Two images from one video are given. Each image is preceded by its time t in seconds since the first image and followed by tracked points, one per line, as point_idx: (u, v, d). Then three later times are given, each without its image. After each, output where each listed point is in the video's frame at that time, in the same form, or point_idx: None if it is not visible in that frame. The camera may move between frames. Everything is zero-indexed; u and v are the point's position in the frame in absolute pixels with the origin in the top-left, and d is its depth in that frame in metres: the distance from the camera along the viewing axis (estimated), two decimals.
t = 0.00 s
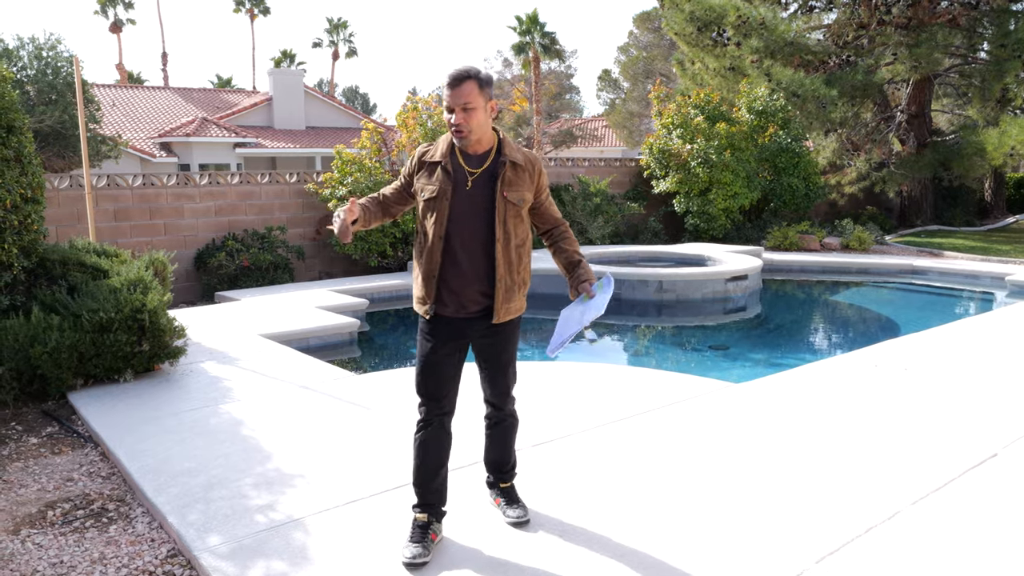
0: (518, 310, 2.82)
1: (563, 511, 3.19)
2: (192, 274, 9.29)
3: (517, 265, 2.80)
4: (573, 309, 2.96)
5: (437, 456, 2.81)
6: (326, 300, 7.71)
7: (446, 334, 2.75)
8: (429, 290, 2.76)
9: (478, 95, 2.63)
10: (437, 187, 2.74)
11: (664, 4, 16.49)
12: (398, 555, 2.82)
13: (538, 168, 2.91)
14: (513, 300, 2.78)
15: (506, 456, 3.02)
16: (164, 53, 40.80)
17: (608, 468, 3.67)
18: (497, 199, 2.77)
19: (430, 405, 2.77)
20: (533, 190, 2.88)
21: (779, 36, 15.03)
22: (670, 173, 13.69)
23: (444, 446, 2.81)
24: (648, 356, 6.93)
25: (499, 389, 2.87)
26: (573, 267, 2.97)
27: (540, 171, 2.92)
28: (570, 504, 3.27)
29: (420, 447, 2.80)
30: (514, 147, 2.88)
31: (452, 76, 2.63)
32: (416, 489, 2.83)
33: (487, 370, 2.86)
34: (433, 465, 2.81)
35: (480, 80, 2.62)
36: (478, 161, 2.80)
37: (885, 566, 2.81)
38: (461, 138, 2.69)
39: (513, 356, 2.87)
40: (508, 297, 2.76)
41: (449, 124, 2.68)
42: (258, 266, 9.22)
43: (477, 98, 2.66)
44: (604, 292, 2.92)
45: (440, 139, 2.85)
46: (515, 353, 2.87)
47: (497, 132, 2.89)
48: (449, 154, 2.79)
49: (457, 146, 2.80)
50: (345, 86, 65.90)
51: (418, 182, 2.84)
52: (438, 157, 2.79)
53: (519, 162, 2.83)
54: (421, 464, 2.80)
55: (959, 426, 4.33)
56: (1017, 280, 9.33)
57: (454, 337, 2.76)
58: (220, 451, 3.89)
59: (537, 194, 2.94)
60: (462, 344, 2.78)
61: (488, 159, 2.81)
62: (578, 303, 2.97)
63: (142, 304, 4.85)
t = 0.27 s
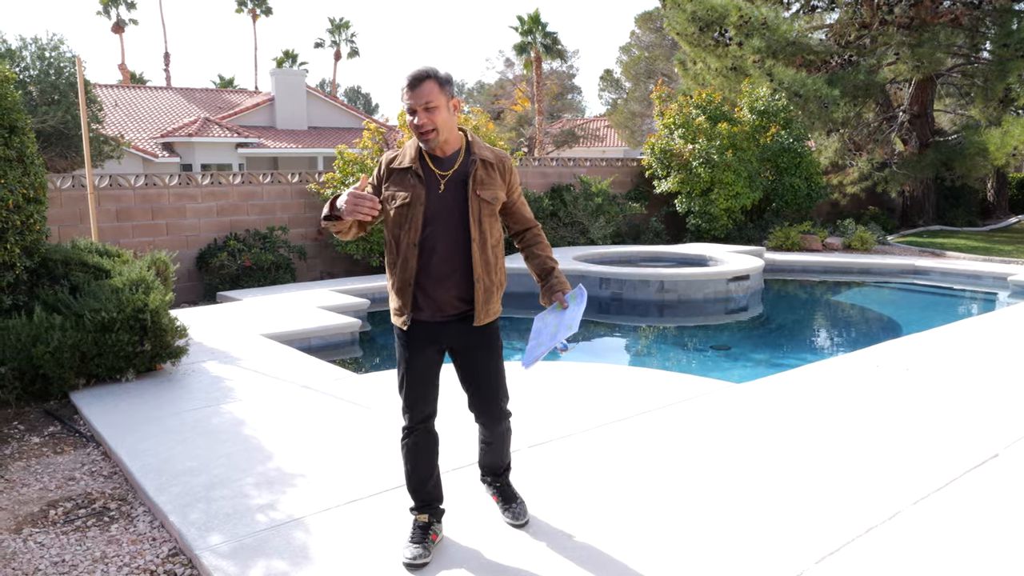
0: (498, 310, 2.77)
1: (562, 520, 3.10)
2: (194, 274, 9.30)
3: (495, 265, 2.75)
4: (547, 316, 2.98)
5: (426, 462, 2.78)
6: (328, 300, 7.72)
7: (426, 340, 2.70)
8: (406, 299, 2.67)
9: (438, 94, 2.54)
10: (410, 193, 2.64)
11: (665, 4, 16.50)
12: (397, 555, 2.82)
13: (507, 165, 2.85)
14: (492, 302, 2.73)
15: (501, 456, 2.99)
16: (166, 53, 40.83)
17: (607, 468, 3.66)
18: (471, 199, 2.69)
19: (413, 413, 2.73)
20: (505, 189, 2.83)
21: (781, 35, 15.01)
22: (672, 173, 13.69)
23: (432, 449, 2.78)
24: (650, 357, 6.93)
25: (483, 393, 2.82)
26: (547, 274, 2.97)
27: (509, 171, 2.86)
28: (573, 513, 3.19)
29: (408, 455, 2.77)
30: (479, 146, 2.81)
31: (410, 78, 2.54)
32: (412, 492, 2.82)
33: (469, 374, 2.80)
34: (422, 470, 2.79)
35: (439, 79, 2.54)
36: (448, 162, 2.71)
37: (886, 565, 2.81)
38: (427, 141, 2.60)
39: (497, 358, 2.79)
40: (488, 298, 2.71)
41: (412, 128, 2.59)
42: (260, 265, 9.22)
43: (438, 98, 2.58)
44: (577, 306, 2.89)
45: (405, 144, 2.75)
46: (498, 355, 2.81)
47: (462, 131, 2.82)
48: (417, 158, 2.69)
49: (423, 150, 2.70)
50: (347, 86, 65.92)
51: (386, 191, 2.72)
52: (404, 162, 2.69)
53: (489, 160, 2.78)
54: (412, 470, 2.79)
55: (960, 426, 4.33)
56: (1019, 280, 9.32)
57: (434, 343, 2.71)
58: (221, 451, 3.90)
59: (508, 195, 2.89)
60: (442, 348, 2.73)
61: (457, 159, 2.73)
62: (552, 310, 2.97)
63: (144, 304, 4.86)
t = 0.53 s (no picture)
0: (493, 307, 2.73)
1: (553, 531, 2.99)
2: (198, 273, 9.32)
3: (489, 262, 2.72)
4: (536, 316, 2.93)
5: (429, 462, 2.77)
6: (331, 299, 7.72)
7: (420, 342, 2.66)
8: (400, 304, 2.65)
9: (421, 93, 2.49)
10: (399, 198, 2.63)
11: (669, 4, 16.50)
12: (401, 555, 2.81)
13: (495, 162, 2.82)
14: (489, 300, 2.71)
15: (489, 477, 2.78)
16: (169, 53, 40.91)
17: (609, 467, 3.66)
18: (459, 199, 2.67)
19: (413, 415, 2.71)
20: (494, 185, 2.79)
21: (784, 35, 15.00)
22: (676, 173, 13.69)
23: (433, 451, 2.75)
24: (653, 356, 6.92)
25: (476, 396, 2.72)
26: (536, 272, 2.91)
27: (496, 166, 2.81)
28: (550, 532, 2.99)
29: (410, 455, 2.76)
30: (465, 143, 2.77)
31: (392, 79, 2.49)
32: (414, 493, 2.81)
33: (463, 375, 2.73)
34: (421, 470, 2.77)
35: (421, 77, 2.48)
36: (434, 163, 2.69)
37: (891, 564, 2.80)
38: (412, 143, 2.56)
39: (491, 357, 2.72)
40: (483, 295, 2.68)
41: (396, 130, 2.54)
42: (263, 265, 9.23)
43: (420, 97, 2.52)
44: (566, 306, 2.83)
45: (390, 147, 2.72)
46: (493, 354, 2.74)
47: (447, 130, 2.78)
48: (403, 161, 2.67)
49: (409, 151, 2.68)
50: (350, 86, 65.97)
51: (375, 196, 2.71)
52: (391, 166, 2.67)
53: (475, 156, 2.74)
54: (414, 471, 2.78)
55: (963, 426, 4.32)
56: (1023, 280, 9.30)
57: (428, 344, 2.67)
58: (225, 450, 3.90)
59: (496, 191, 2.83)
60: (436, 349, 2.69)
61: (443, 158, 2.70)
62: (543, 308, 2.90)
63: (147, 303, 4.87)
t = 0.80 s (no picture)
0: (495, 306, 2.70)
1: (556, 534, 2.97)
2: (201, 273, 9.33)
3: (489, 261, 2.70)
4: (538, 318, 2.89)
5: (436, 462, 2.77)
6: (335, 299, 7.73)
7: (420, 342, 2.66)
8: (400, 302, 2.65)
9: (425, 87, 2.49)
10: (399, 195, 2.64)
11: (672, 4, 16.50)
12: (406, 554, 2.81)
13: (498, 159, 2.81)
14: (490, 300, 2.68)
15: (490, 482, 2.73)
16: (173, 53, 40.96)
17: (615, 467, 3.65)
18: (459, 196, 2.66)
19: (417, 415, 2.71)
20: (496, 183, 2.78)
21: (788, 35, 14.99)
22: (679, 172, 13.70)
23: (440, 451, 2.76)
24: (656, 356, 6.93)
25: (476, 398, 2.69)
26: (539, 273, 2.90)
27: (500, 164, 2.81)
28: (556, 534, 2.98)
29: (416, 455, 2.76)
30: (469, 140, 2.77)
31: (395, 73, 2.49)
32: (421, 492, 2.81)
33: (465, 377, 2.70)
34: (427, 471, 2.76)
35: (424, 72, 2.49)
36: (436, 160, 2.69)
37: (897, 564, 2.80)
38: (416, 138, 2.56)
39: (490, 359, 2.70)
40: (483, 295, 2.65)
41: (400, 125, 2.54)
42: (267, 264, 9.24)
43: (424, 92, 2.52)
44: (567, 310, 2.84)
45: (394, 143, 2.73)
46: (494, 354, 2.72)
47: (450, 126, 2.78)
48: (404, 158, 2.67)
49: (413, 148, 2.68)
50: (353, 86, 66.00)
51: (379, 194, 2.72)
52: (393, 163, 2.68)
53: (477, 154, 2.72)
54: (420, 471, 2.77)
55: (969, 426, 4.31)
56: None
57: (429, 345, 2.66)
58: (230, 449, 3.90)
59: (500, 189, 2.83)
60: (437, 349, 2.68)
61: (445, 155, 2.70)
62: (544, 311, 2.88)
63: (152, 302, 4.88)
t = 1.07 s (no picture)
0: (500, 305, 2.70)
1: (564, 534, 2.97)
2: (205, 272, 9.33)
3: (494, 259, 2.70)
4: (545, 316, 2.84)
5: (443, 462, 2.78)
6: (339, 298, 7.73)
7: (427, 341, 2.67)
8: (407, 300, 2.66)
9: (438, 79, 2.50)
10: (406, 191, 2.64)
11: (676, 4, 16.49)
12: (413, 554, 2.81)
13: (505, 156, 2.80)
14: (495, 299, 2.68)
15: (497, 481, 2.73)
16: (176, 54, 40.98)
17: (620, 467, 3.65)
18: (466, 193, 2.65)
19: (426, 415, 2.72)
20: (503, 180, 2.77)
21: (791, 35, 14.99)
22: (682, 172, 13.70)
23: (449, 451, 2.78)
24: (661, 356, 6.93)
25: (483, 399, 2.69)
26: (545, 270, 2.88)
27: (509, 161, 2.81)
28: (563, 534, 2.98)
29: (424, 455, 2.77)
30: (477, 137, 2.77)
31: (408, 64, 2.49)
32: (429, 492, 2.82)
33: (473, 377, 2.70)
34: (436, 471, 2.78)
35: (436, 64, 2.50)
36: (442, 156, 2.69)
37: (904, 564, 2.80)
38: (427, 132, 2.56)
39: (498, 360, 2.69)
40: (487, 293, 2.65)
41: (412, 117, 2.54)
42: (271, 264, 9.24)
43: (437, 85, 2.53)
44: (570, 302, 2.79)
45: (402, 138, 2.73)
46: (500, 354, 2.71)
47: (458, 123, 2.78)
48: (412, 154, 2.68)
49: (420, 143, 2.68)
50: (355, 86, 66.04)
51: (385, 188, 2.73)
52: (400, 158, 2.68)
53: (485, 151, 2.72)
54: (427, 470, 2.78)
55: (975, 426, 4.31)
56: None
57: (436, 345, 2.67)
58: (236, 448, 3.91)
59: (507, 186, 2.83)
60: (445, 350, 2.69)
61: (452, 151, 2.70)
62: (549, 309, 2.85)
63: (157, 302, 4.88)
